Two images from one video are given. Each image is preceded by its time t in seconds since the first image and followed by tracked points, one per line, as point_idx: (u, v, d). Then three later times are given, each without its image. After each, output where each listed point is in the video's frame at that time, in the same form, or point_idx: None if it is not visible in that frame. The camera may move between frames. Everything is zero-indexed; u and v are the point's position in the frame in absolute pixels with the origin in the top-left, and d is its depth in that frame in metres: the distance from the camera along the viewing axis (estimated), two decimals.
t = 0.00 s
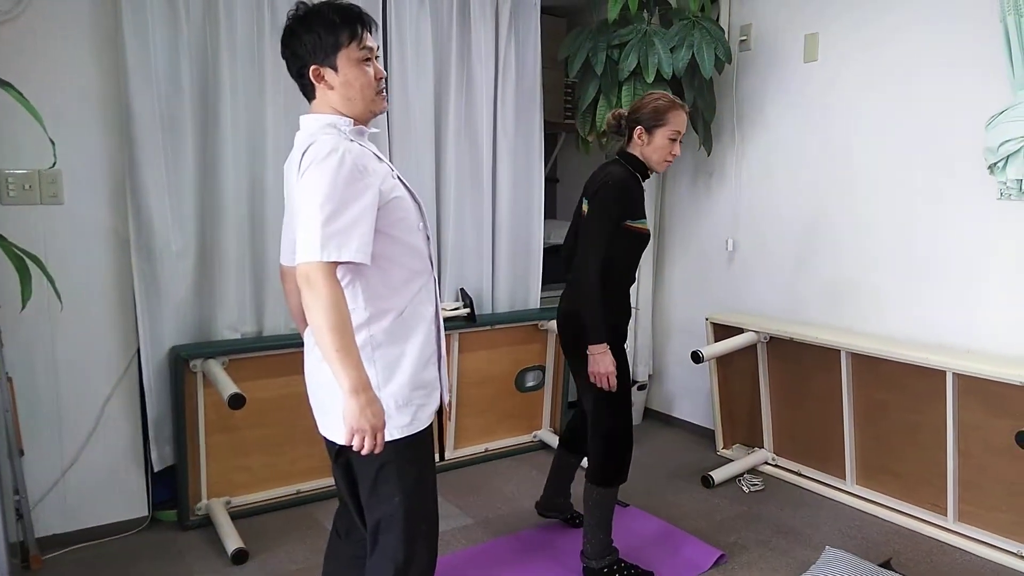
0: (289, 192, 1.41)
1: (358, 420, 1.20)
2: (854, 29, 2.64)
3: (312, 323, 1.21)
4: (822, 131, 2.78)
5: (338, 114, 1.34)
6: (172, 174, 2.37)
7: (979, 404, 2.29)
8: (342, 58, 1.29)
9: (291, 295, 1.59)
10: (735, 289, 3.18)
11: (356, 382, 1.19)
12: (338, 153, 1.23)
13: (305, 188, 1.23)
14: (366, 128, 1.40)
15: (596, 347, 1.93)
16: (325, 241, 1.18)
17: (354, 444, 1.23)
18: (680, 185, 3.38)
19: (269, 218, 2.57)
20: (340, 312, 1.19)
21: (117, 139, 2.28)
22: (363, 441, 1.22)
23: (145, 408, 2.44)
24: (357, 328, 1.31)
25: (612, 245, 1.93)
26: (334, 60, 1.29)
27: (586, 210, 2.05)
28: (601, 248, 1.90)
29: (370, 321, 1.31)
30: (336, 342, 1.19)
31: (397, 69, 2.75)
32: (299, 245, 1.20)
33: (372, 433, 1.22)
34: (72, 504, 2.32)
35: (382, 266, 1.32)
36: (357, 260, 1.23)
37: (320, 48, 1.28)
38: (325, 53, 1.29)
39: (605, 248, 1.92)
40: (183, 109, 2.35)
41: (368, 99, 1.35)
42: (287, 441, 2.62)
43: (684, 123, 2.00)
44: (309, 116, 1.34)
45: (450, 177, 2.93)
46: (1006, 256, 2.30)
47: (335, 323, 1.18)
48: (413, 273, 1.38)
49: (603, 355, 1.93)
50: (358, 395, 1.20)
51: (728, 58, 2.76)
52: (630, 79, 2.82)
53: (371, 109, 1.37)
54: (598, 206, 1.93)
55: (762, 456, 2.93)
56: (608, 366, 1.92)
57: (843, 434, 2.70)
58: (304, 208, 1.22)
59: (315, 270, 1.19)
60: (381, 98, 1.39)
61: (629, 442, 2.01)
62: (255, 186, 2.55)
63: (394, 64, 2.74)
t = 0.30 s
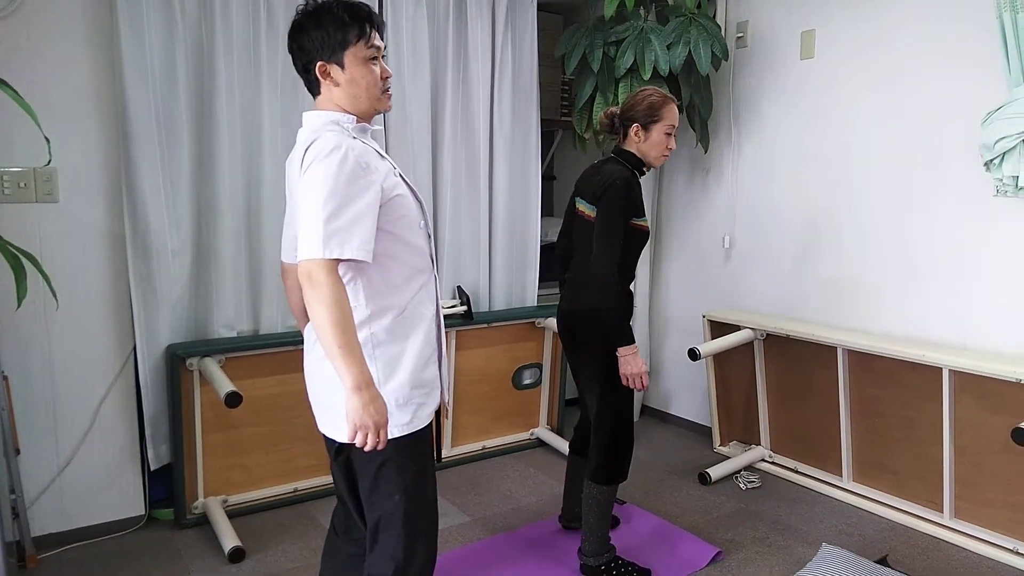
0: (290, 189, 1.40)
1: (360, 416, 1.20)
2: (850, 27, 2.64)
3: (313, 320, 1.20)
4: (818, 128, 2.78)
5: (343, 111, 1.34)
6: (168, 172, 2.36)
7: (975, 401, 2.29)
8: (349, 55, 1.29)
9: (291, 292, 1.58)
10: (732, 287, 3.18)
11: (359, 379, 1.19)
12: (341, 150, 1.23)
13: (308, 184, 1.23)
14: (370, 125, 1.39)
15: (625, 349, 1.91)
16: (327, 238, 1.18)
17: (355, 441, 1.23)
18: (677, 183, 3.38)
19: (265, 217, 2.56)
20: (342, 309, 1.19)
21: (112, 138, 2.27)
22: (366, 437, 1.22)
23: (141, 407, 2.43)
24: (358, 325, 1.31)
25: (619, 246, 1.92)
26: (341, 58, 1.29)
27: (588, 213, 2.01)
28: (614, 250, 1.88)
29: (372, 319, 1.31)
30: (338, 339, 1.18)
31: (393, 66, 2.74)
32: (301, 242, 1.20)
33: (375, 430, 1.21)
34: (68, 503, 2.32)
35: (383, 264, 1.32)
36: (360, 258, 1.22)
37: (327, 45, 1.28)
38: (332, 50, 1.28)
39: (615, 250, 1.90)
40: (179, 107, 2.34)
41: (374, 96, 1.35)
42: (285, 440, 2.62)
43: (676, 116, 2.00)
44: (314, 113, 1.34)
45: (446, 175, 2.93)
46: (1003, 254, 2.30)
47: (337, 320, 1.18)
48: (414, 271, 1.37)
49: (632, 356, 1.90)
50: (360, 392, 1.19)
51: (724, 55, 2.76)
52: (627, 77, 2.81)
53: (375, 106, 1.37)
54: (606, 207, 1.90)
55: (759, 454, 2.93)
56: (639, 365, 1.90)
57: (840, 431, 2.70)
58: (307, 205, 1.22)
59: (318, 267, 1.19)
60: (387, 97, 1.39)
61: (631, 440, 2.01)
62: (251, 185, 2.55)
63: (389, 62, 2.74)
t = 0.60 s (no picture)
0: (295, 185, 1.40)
1: (355, 415, 1.20)
2: (851, 26, 2.64)
3: (311, 318, 1.20)
4: (818, 127, 2.77)
5: (350, 109, 1.34)
6: (168, 172, 2.36)
7: (976, 400, 2.29)
8: (359, 53, 1.29)
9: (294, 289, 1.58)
10: (732, 286, 3.18)
11: (354, 378, 1.19)
12: (346, 148, 1.22)
13: (311, 181, 1.23)
14: (378, 124, 1.39)
15: (621, 342, 1.92)
16: (328, 236, 1.18)
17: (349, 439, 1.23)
18: (676, 182, 3.37)
19: (265, 216, 2.56)
20: (340, 308, 1.19)
21: (111, 138, 2.27)
22: (359, 436, 1.22)
23: (141, 407, 2.43)
24: (357, 324, 1.31)
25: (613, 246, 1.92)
26: (350, 55, 1.29)
27: (584, 214, 2.01)
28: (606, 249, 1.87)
29: (371, 318, 1.31)
30: (335, 337, 1.18)
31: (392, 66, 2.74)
32: (301, 239, 1.20)
33: (368, 429, 1.21)
34: (68, 503, 2.32)
35: (384, 264, 1.32)
36: (359, 257, 1.22)
37: (337, 42, 1.28)
38: (341, 47, 1.28)
39: (609, 250, 1.90)
40: (179, 106, 2.34)
41: (382, 94, 1.34)
42: (284, 440, 2.61)
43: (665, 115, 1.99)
44: (320, 111, 1.34)
45: (446, 174, 2.93)
46: (1003, 253, 2.30)
47: (334, 318, 1.18)
48: (416, 271, 1.37)
49: (628, 349, 1.92)
50: (355, 391, 1.19)
51: (724, 54, 2.76)
52: (626, 76, 2.81)
53: (384, 104, 1.36)
54: (596, 207, 1.90)
55: (759, 453, 2.93)
56: (635, 358, 1.92)
57: (840, 430, 2.70)
58: (309, 202, 1.22)
59: (317, 264, 1.18)
60: (396, 95, 1.38)
61: (630, 439, 2.01)
62: (250, 185, 2.55)
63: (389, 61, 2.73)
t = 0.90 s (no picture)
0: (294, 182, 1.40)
1: (342, 415, 1.20)
2: (849, 26, 2.64)
3: (302, 315, 1.20)
4: (817, 128, 2.77)
5: (352, 107, 1.34)
6: (166, 171, 2.35)
7: (974, 400, 2.29)
8: (365, 51, 1.29)
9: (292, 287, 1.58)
10: (730, 286, 3.18)
11: (343, 377, 1.19)
12: (343, 146, 1.22)
13: (307, 178, 1.23)
14: (379, 123, 1.39)
15: (583, 337, 1.94)
16: (321, 234, 1.18)
17: (338, 438, 1.23)
18: (675, 182, 3.38)
19: (263, 215, 2.56)
20: (332, 307, 1.19)
21: (110, 137, 2.26)
22: (347, 435, 1.22)
23: (139, 407, 2.43)
24: (351, 323, 1.31)
25: (602, 244, 1.94)
26: (357, 53, 1.29)
27: (576, 210, 2.02)
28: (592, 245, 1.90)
29: (365, 317, 1.31)
30: (326, 335, 1.18)
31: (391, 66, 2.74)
32: (294, 236, 1.20)
33: (355, 429, 1.21)
34: (65, 504, 2.31)
35: (380, 263, 1.32)
36: (352, 255, 1.22)
37: (344, 40, 1.28)
38: (348, 45, 1.28)
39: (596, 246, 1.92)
40: (177, 106, 2.34)
41: (385, 94, 1.35)
42: (281, 440, 2.61)
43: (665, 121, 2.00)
44: (320, 109, 1.34)
45: (444, 174, 2.93)
46: (1002, 254, 2.30)
47: (325, 316, 1.18)
48: (412, 272, 1.37)
49: (588, 345, 1.94)
50: (344, 390, 1.19)
51: (723, 55, 2.76)
52: (626, 76, 2.81)
53: (388, 104, 1.37)
54: (592, 205, 1.92)
55: (758, 453, 2.93)
56: (594, 355, 1.94)
57: (838, 431, 2.70)
58: (303, 199, 1.22)
59: (309, 261, 1.18)
60: (400, 94, 1.39)
61: (633, 434, 2.00)
62: (248, 184, 2.54)
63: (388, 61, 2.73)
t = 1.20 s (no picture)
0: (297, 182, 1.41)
1: (342, 414, 1.20)
2: (853, 31, 2.64)
3: (303, 314, 1.20)
4: (821, 133, 2.77)
5: (354, 107, 1.34)
6: (171, 176, 2.36)
7: (979, 407, 2.28)
8: (369, 52, 1.29)
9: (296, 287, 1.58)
10: (734, 291, 3.17)
11: (343, 376, 1.19)
12: (344, 144, 1.23)
13: (308, 176, 1.23)
14: (382, 124, 1.39)
15: (581, 343, 1.94)
16: (322, 232, 1.18)
17: (338, 438, 1.23)
18: (679, 186, 3.38)
19: (267, 220, 2.56)
20: (332, 306, 1.19)
21: (114, 142, 2.27)
22: (347, 435, 1.22)
23: (143, 411, 2.43)
24: (353, 323, 1.31)
25: (613, 258, 1.95)
26: (360, 54, 1.29)
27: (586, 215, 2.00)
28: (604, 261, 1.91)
29: (367, 317, 1.31)
30: (326, 334, 1.18)
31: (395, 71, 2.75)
32: (295, 235, 1.20)
33: (356, 428, 1.21)
34: (68, 508, 2.31)
35: (382, 263, 1.32)
36: (354, 254, 1.22)
37: (347, 41, 1.28)
38: (351, 46, 1.28)
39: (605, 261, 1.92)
40: (182, 111, 2.34)
41: (388, 95, 1.35)
42: (284, 445, 2.61)
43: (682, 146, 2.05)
44: (322, 109, 1.34)
45: (448, 179, 2.93)
46: (1007, 258, 2.29)
47: (326, 315, 1.18)
48: (415, 272, 1.37)
49: (585, 352, 1.94)
50: (344, 389, 1.19)
51: (726, 60, 2.77)
52: (629, 81, 2.81)
53: (391, 105, 1.37)
54: (611, 217, 1.92)
55: (762, 459, 2.93)
56: (590, 362, 1.95)
57: (843, 436, 2.69)
58: (305, 197, 1.22)
59: (310, 260, 1.18)
60: (402, 96, 1.39)
61: (643, 436, 2.01)
62: (252, 189, 2.55)
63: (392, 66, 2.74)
